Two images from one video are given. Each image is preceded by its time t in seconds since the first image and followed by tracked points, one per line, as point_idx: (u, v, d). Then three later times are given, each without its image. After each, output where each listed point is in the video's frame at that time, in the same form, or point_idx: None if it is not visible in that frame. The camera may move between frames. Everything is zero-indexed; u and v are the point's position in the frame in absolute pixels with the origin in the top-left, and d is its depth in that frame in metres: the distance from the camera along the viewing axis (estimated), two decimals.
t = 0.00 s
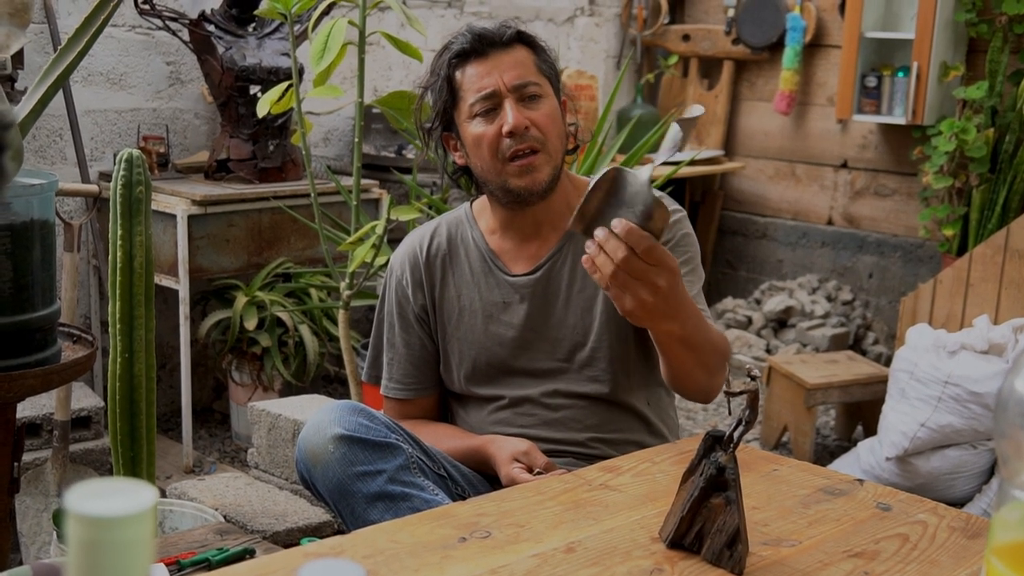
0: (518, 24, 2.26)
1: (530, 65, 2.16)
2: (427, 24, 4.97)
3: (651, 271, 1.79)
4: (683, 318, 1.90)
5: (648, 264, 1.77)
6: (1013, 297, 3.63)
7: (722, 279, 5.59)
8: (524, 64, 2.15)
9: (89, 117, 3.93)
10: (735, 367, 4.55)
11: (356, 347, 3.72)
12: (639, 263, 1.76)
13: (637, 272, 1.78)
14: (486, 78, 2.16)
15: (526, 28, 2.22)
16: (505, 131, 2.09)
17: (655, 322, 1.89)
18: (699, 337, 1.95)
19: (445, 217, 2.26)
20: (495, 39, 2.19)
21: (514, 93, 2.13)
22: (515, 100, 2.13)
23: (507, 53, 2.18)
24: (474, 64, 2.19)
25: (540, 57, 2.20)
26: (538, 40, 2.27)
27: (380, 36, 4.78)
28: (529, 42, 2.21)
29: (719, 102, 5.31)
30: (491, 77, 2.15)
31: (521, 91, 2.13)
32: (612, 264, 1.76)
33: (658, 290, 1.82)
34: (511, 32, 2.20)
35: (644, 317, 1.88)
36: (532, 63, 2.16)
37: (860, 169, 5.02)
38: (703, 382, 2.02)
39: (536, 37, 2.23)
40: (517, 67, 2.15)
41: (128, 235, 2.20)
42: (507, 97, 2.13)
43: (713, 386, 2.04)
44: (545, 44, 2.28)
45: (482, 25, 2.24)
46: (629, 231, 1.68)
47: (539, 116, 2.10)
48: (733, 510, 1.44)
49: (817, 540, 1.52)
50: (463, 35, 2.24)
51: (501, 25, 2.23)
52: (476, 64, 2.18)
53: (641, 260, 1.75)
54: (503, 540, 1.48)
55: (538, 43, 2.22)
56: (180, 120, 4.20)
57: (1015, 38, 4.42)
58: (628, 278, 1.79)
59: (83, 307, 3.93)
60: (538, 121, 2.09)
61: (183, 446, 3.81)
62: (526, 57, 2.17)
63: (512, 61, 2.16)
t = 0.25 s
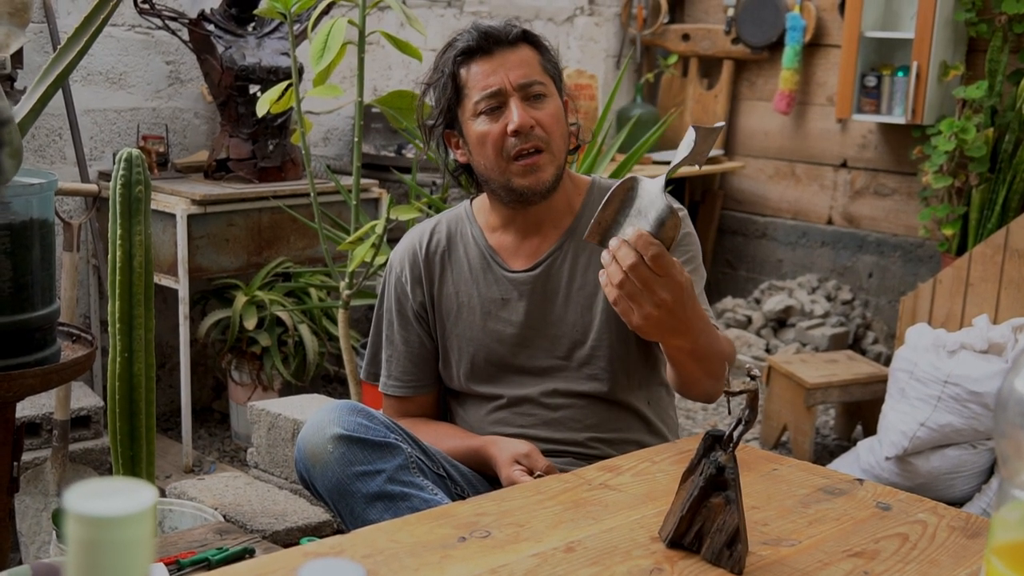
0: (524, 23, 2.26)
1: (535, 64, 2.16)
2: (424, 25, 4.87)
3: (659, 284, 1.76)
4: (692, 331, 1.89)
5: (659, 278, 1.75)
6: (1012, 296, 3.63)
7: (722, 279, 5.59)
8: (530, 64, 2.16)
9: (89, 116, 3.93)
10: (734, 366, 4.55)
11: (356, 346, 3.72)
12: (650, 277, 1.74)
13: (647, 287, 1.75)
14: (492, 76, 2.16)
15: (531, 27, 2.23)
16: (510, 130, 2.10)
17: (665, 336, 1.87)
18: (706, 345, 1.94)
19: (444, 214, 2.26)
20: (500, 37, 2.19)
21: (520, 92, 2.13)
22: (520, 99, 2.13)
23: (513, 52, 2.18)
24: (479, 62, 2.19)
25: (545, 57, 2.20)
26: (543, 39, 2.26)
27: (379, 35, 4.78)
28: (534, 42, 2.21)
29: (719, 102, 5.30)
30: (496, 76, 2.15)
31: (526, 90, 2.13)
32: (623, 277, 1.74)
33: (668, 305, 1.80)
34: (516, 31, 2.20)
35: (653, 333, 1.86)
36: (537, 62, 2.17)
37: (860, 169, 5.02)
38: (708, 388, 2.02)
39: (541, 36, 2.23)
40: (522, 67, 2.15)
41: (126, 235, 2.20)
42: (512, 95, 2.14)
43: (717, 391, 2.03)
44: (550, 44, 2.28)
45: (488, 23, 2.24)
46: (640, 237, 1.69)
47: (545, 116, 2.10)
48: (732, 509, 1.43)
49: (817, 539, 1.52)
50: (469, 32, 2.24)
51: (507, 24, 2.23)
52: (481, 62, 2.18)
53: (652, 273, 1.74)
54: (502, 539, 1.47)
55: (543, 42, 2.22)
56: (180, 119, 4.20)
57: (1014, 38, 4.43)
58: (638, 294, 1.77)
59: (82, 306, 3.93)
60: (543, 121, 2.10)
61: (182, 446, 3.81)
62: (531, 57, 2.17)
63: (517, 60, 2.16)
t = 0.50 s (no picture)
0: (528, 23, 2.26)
1: (538, 64, 2.16)
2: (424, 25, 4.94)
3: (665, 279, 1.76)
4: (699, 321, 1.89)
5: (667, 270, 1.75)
6: (1013, 297, 3.63)
7: (722, 279, 5.59)
8: (534, 63, 2.15)
9: (89, 116, 3.93)
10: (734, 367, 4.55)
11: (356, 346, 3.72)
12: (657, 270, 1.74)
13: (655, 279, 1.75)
14: (496, 75, 2.15)
15: (535, 27, 2.23)
16: (514, 130, 2.10)
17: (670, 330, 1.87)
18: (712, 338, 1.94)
19: (446, 213, 2.27)
20: (505, 36, 2.19)
21: (524, 91, 2.13)
22: (524, 99, 2.13)
23: (517, 51, 2.17)
24: (483, 61, 2.18)
25: (548, 57, 2.20)
26: (546, 39, 2.26)
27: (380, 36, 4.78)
28: (538, 42, 2.21)
29: (719, 102, 5.31)
30: (501, 75, 2.15)
31: (529, 89, 2.13)
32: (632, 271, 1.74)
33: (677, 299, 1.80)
34: (521, 31, 2.20)
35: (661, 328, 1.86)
36: (541, 61, 2.17)
37: (860, 169, 5.02)
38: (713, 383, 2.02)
39: (545, 36, 2.23)
40: (526, 66, 2.15)
41: (127, 235, 2.20)
42: (516, 95, 2.13)
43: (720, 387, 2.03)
44: (554, 43, 2.28)
45: (492, 22, 2.24)
46: (646, 235, 1.70)
47: (549, 116, 2.10)
48: (733, 510, 1.44)
49: (817, 540, 1.52)
50: (473, 31, 2.24)
51: (511, 23, 2.23)
52: (485, 61, 2.18)
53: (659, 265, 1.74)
54: (503, 540, 1.47)
55: (547, 42, 2.22)
56: (180, 120, 4.20)
57: (1015, 38, 4.43)
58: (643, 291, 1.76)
59: (83, 306, 3.93)
60: (547, 120, 2.10)
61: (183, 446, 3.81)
62: (534, 56, 2.17)
63: (521, 59, 2.16)
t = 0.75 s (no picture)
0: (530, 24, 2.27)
1: (540, 65, 2.16)
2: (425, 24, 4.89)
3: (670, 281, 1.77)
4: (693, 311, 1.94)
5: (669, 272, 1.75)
6: (1013, 297, 3.63)
7: (722, 280, 5.59)
8: (535, 64, 2.16)
9: (90, 117, 3.93)
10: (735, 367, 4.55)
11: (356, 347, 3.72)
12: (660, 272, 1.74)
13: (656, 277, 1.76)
14: (498, 75, 2.16)
15: (536, 28, 2.23)
16: (515, 129, 2.10)
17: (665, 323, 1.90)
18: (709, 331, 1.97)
19: (446, 215, 2.27)
20: (507, 37, 2.20)
21: (525, 92, 2.13)
22: (525, 99, 2.13)
23: (519, 51, 2.18)
24: (485, 61, 2.19)
25: (550, 57, 2.20)
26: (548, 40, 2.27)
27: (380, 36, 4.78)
28: (540, 42, 2.22)
29: (719, 103, 5.31)
30: (502, 75, 2.15)
31: (531, 89, 2.13)
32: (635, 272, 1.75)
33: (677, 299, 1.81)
34: (522, 32, 2.21)
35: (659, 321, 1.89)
36: (543, 62, 2.17)
37: (861, 169, 5.02)
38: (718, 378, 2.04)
39: (547, 37, 2.24)
40: (528, 67, 2.15)
41: (128, 235, 2.20)
42: (518, 95, 2.14)
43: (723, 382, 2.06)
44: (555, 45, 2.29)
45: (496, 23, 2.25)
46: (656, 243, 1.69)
47: (550, 116, 2.10)
48: (733, 510, 1.44)
49: (818, 540, 1.52)
50: (475, 32, 2.25)
51: (513, 24, 2.24)
52: (487, 61, 2.18)
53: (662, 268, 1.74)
54: (503, 540, 1.48)
55: (549, 43, 2.23)
56: (180, 120, 4.20)
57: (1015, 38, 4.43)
58: (647, 289, 1.77)
59: (83, 307, 3.94)
60: (548, 120, 2.10)
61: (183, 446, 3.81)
62: (537, 57, 2.18)
63: (523, 60, 2.16)
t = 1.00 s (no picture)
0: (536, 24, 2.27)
1: (546, 65, 2.17)
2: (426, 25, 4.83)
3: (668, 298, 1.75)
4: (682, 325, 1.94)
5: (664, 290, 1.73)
6: (1013, 298, 3.63)
7: (722, 280, 5.59)
8: (541, 65, 2.17)
9: (90, 117, 3.93)
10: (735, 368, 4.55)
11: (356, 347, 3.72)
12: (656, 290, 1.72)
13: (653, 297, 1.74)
14: (502, 75, 2.17)
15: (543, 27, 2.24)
16: (519, 130, 2.11)
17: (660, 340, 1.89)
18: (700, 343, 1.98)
19: (446, 215, 2.26)
20: (513, 35, 2.20)
21: (530, 92, 2.15)
22: (529, 100, 2.15)
23: (524, 51, 2.19)
24: (490, 60, 2.20)
25: (556, 58, 2.22)
26: (554, 40, 2.27)
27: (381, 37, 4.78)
28: (546, 42, 2.23)
29: (720, 103, 5.31)
30: (507, 75, 2.17)
31: (536, 90, 2.14)
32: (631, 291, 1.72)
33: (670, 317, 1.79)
34: (528, 31, 2.21)
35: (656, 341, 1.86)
36: (548, 63, 2.18)
37: (861, 170, 5.03)
38: (713, 390, 2.04)
39: (553, 37, 2.25)
40: (533, 67, 2.16)
41: (128, 235, 2.20)
42: (522, 95, 2.15)
43: (717, 394, 2.05)
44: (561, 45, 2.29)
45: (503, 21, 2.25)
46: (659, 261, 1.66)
47: (554, 117, 2.12)
48: (734, 511, 1.44)
49: (818, 541, 1.52)
50: (480, 29, 2.25)
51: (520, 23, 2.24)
52: (493, 60, 2.19)
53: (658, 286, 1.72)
54: (504, 541, 1.48)
55: (555, 43, 2.24)
56: (181, 121, 4.20)
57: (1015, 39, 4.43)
58: (642, 306, 1.75)
59: (83, 307, 3.94)
60: (552, 122, 2.11)
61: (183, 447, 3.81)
62: (542, 57, 2.18)
63: (529, 60, 2.17)
